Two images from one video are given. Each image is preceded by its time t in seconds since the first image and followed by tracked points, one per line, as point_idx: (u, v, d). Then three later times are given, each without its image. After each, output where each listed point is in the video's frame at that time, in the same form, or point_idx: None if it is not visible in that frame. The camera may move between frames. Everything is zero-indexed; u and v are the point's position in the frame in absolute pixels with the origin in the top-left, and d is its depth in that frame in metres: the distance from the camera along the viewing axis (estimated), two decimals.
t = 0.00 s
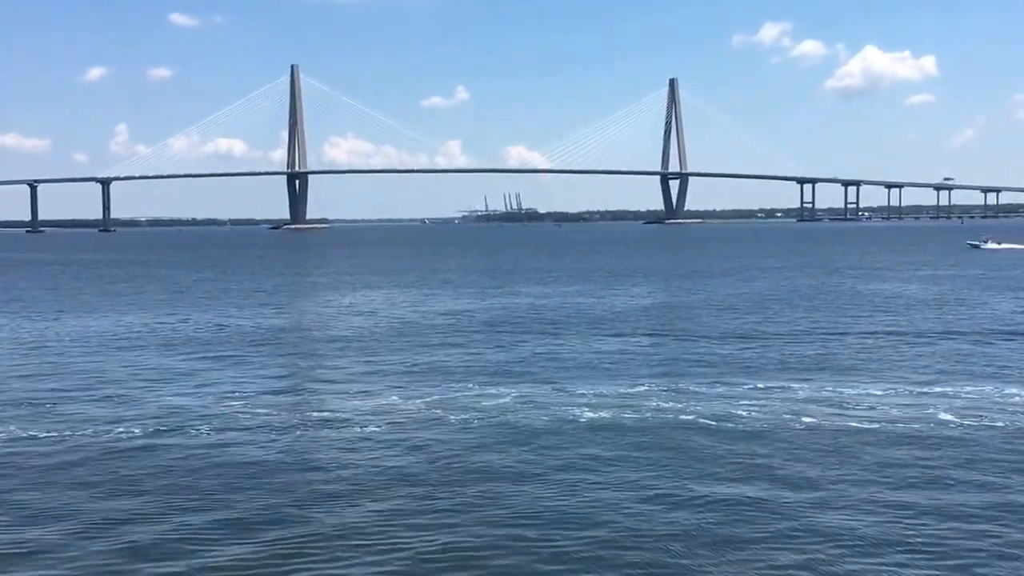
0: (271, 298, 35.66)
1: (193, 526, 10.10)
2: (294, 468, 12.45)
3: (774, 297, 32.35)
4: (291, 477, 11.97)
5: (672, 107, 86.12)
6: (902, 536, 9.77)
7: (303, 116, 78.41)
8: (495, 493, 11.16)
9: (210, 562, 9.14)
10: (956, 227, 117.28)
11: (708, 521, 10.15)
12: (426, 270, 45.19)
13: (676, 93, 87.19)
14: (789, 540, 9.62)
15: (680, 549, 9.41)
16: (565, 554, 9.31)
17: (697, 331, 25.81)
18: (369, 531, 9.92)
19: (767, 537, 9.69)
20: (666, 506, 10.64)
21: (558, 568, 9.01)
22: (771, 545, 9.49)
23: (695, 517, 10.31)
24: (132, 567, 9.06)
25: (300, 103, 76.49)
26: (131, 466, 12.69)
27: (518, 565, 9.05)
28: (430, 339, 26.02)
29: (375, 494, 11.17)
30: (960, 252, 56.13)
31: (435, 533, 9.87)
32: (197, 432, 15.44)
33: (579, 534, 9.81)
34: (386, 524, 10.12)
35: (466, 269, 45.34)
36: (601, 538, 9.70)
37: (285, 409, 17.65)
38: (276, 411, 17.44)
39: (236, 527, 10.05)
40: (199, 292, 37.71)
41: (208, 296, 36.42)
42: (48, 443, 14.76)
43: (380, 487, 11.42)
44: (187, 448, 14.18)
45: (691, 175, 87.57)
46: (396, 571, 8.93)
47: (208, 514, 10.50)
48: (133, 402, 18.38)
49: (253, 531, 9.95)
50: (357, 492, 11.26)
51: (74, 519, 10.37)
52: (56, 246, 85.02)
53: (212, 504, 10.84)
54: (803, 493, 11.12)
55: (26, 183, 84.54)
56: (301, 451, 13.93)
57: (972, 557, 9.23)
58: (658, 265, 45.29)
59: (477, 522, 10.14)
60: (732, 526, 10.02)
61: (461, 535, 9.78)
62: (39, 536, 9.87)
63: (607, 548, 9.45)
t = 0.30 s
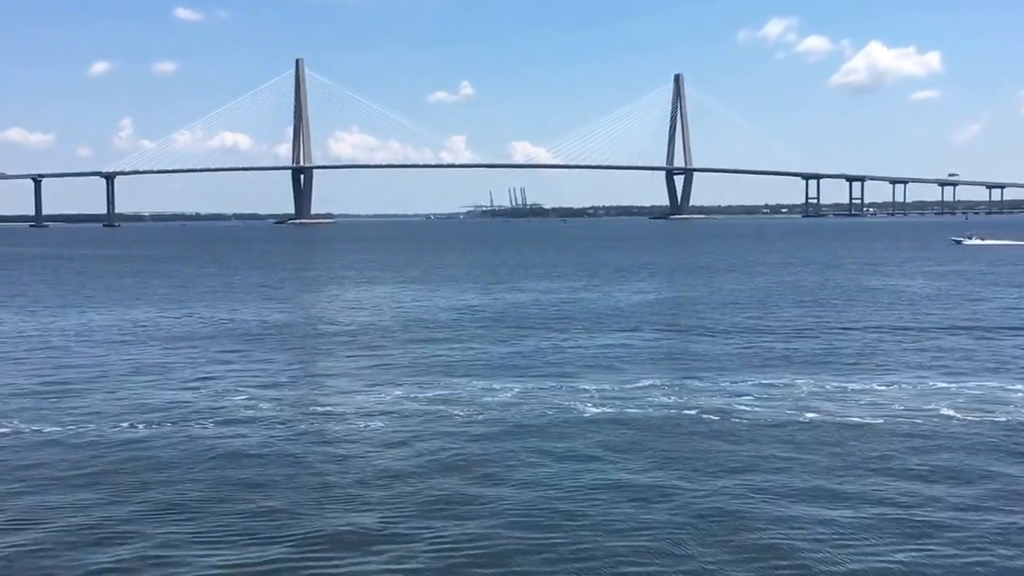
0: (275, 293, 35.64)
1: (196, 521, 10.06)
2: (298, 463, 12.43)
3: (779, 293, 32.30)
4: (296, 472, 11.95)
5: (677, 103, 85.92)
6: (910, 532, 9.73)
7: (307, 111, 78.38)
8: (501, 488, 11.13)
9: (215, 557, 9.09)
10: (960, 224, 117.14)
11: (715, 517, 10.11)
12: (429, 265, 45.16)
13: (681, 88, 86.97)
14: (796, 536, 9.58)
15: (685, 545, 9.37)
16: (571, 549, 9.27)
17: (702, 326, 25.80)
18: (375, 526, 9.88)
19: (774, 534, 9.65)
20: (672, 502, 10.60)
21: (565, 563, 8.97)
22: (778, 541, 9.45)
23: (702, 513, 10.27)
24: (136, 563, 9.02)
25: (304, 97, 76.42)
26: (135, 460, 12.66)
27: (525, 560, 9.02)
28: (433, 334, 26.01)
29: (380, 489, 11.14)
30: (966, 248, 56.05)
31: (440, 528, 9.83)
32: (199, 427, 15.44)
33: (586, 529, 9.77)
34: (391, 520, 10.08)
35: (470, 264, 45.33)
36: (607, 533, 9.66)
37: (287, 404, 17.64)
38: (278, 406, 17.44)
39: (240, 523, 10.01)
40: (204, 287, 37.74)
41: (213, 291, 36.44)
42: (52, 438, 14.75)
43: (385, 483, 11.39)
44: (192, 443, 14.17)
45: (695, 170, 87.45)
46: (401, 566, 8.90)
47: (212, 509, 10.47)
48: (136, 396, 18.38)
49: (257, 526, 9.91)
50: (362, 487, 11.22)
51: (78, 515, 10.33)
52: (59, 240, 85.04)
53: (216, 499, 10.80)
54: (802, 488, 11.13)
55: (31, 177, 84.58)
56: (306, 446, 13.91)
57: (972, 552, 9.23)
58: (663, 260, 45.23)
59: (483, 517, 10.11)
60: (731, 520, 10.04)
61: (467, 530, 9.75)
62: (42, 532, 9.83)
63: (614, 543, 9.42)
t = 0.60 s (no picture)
0: (279, 288, 35.62)
1: (201, 518, 10.02)
2: (303, 458, 12.41)
3: (783, 288, 32.30)
4: (301, 467, 11.93)
5: (681, 98, 85.87)
6: (919, 530, 9.68)
7: (311, 106, 78.33)
8: (506, 485, 11.10)
9: (220, 553, 9.05)
10: (964, 219, 117.06)
11: (721, 514, 10.06)
12: (432, 260, 45.19)
13: (685, 84, 86.92)
14: (804, 534, 9.53)
15: (692, 542, 9.33)
16: (579, 546, 9.23)
17: (706, 322, 25.80)
18: (381, 522, 9.85)
19: (781, 531, 9.61)
20: (678, 499, 10.57)
21: (573, 560, 8.93)
22: (786, 539, 9.40)
23: (708, 510, 10.23)
24: (141, 559, 8.98)
25: (308, 92, 76.39)
26: (142, 455, 12.67)
27: (532, 557, 8.98)
28: (438, 329, 26.00)
29: (385, 486, 11.10)
30: (970, 244, 55.98)
31: (446, 525, 9.78)
32: (207, 423, 15.45)
33: (593, 527, 9.73)
34: (396, 516, 10.04)
35: (474, 259, 45.33)
36: (614, 530, 9.61)
37: (294, 399, 17.64)
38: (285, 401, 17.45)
39: (244, 519, 9.96)
40: (208, 282, 37.79)
41: (217, 286, 36.49)
42: (56, 433, 14.74)
43: (391, 479, 11.36)
44: (196, 438, 14.16)
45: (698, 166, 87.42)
46: (408, 563, 8.86)
47: (216, 505, 10.43)
48: (142, 392, 18.36)
49: (262, 522, 9.86)
50: (367, 484, 11.18)
51: (81, 510, 10.30)
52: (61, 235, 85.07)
53: (219, 496, 10.76)
54: (812, 484, 11.13)
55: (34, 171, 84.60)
56: (309, 442, 13.89)
57: (984, 548, 9.22)
58: (667, 256, 45.23)
59: (489, 514, 10.06)
60: (742, 516, 10.03)
61: (474, 527, 9.70)
62: (46, 527, 9.79)
63: (621, 540, 9.37)
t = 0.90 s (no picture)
0: (283, 284, 35.66)
1: (203, 514, 9.98)
2: (307, 455, 12.39)
3: (787, 285, 32.28)
4: (304, 464, 11.89)
5: (686, 95, 85.75)
6: (918, 526, 9.66)
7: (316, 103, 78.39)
8: (509, 481, 11.08)
9: (222, 551, 9.01)
10: (971, 216, 116.80)
11: (728, 512, 10.01)
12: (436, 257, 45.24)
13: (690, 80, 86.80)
14: (810, 533, 9.46)
15: (699, 540, 9.27)
16: (583, 544, 9.17)
17: (711, 319, 25.77)
18: (379, 518, 9.86)
19: (786, 529, 9.56)
20: (682, 497, 10.52)
21: (578, 559, 8.87)
22: (790, 537, 9.34)
23: (713, 508, 10.17)
24: (141, 554, 8.99)
25: (313, 87, 76.44)
26: (144, 451, 12.70)
27: (537, 556, 8.92)
28: (442, 325, 26.02)
29: (388, 483, 11.05)
30: (976, 241, 55.88)
31: (451, 523, 9.73)
32: (209, 418, 15.48)
33: (598, 524, 9.67)
34: (401, 513, 10.00)
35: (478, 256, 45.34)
36: (618, 529, 9.55)
37: (297, 395, 17.66)
38: (288, 397, 17.47)
39: (248, 516, 9.94)
40: (215, 278, 37.86)
41: (222, 282, 36.58)
42: (59, 429, 14.76)
43: (394, 476, 11.31)
44: (201, 434, 14.17)
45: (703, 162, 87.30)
46: (411, 561, 8.80)
47: (219, 502, 10.39)
48: (146, 388, 18.39)
49: (265, 520, 9.82)
50: (371, 481, 11.14)
51: (83, 507, 10.28)
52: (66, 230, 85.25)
53: (221, 493, 10.73)
54: (813, 481, 11.11)
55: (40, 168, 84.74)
56: (313, 438, 13.88)
57: (982, 546, 9.20)
58: (671, 253, 45.21)
59: (490, 510, 10.07)
60: (741, 512, 10.01)
61: (477, 526, 9.64)
62: (47, 524, 9.77)
63: (624, 538, 9.32)
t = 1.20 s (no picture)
0: (286, 282, 35.67)
1: (197, 512, 9.92)
2: (304, 453, 12.34)
3: (791, 283, 32.20)
4: (301, 462, 11.83)
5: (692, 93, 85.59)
6: (917, 525, 9.60)
7: (321, 100, 78.38)
8: (506, 478, 11.05)
9: (215, 549, 8.95)
10: (979, 214, 116.42)
11: (726, 511, 9.93)
12: (440, 254, 45.26)
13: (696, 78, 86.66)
14: (808, 532, 9.37)
15: (696, 539, 9.19)
16: (579, 543, 9.09)
17: (714, 317, 25.69)
18: (376, 515, 9.83)
19: (784, 528, 9.47)
20: (680, 495, 10.44)
21: (574, 558, 8.79)
22: (788, 537, 9.26)
23: (711, 506, 10.09)
24: (135, 549, 8.99)
25: (318, 84, 76.45)
26: (146, 448, 12.73)
27: (533, 555, 8.85)
28: (444, 323, 26.01)
29: (385, 481, 10.98)
30: (982, 239, 55.69)
31: (447, 518, 9.73)
32: (211, 415, 15.48)
33: (595, 523, 9.59)
34: (397, 511, 9.93)
35: (482, 254, 45.32)
36: (615, 528, 9.46)
37: (299, 393, 17.69)
38: (289, 394, 17.46)
39: (241, 514, 9.87)
40: (219, 276, 37.89)
41: (226, 280, 36.61)
42: (57, 426, 14.75)
43: (391, 474, 11.25)
44: (198, 431, 14.14)
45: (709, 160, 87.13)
46: (405, 560, 8.72)
47: (213, 500, 10.34)
48: (149, 385, 18.43)
49: (259, 518, 9.75)
50: (367, 477, 11.12)
51: (77, 505, 10.23)
52: (73, 228, 85.40)
53: (216, 491, 10.67)
54: (812, 479, 11.05)
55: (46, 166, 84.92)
56: (311, 436, 13.83)
57: (980, 544, 9.13)
58: (675, 250, 45.13)
59: (486, 507, 10.03)
60: (739, 509, 9.97)
61: (474, 524, 9.56)
62: (39, 522, 9.71)
63: (621, 537, 9.24)
